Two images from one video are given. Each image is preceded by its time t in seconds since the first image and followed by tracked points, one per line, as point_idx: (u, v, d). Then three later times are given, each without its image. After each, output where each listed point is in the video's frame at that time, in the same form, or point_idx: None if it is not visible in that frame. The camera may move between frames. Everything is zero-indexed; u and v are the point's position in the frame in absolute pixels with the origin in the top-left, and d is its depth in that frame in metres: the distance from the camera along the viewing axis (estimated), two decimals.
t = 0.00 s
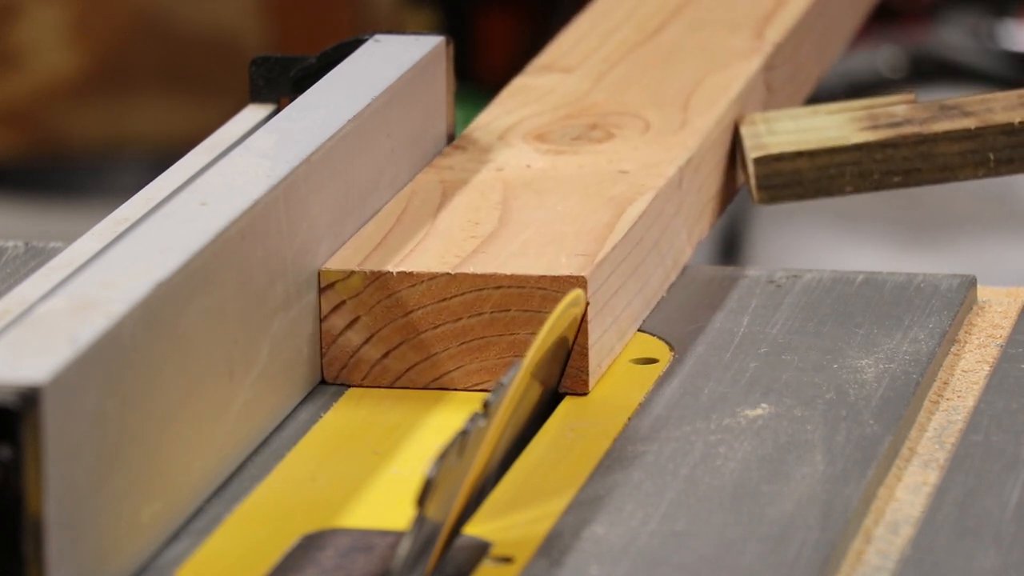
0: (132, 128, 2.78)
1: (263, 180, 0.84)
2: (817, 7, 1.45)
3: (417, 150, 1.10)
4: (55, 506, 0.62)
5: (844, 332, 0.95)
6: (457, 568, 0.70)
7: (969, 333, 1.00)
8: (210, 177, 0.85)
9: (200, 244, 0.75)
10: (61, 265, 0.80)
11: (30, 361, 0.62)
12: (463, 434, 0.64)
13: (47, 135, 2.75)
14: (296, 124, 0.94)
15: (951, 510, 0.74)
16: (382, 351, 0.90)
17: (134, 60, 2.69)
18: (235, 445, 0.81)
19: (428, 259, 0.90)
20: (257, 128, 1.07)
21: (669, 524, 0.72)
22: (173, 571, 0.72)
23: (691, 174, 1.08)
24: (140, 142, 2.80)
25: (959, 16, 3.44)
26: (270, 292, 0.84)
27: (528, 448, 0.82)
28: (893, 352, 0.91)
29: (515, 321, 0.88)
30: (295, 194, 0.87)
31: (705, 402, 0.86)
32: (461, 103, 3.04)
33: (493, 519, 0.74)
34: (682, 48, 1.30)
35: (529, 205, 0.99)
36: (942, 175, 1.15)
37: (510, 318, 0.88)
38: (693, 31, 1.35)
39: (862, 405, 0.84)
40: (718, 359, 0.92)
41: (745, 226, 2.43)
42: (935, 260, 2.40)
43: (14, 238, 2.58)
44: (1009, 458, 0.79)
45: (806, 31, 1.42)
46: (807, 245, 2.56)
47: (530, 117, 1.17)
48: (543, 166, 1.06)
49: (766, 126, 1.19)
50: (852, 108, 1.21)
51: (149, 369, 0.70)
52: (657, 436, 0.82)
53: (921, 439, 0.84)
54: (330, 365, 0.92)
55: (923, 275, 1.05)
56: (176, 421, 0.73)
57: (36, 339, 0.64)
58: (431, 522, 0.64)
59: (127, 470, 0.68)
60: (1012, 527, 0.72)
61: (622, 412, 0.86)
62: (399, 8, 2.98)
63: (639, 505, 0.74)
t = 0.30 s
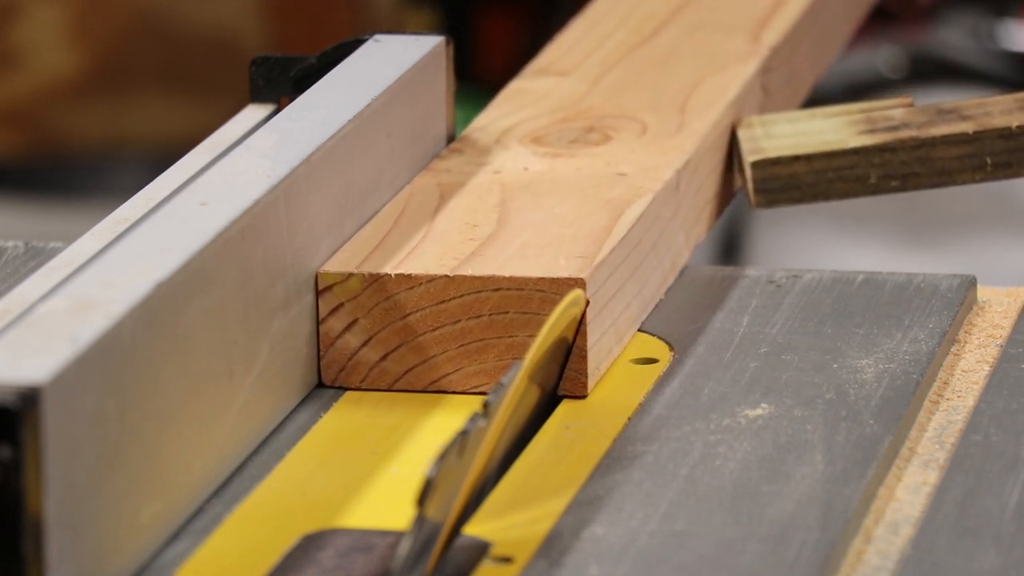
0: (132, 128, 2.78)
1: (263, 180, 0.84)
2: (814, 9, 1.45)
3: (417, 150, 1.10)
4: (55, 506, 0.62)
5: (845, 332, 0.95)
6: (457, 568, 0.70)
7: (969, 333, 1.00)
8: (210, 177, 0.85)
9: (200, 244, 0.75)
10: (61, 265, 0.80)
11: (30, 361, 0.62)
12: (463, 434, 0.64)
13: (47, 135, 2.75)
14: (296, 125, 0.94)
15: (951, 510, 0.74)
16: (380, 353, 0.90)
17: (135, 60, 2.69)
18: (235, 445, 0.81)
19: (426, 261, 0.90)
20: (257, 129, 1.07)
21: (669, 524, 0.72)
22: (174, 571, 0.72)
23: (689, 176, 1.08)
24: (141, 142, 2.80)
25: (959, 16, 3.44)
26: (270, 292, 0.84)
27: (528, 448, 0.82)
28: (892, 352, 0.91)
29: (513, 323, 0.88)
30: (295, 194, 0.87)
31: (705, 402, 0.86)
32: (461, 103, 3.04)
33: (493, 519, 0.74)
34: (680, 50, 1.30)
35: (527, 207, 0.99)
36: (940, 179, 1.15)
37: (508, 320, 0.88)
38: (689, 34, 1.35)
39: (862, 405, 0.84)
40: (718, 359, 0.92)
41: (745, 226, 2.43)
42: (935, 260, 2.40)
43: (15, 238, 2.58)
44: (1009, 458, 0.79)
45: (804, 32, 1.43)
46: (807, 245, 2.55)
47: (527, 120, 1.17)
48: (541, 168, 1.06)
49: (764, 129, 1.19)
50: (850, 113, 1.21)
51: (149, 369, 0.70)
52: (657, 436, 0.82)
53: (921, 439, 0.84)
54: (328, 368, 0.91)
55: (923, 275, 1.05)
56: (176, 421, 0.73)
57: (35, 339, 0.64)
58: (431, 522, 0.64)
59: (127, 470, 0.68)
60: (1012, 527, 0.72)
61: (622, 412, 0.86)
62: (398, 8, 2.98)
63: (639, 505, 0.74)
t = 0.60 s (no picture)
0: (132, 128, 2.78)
1: (263, 180, 0.84)
2: (812, 10, 1.45)
3: (417, 150, 1.10)
4: (56, 506, 0.62)
5: (845, 332, 0.95)
6: (457, 568, 0.70)
7: (969, 332, 1.00)
8: (210, 177, 0.85)
9: (200, 244, 0.75)
10: (61, 265, 0.80)
11: (30, 361, 0.62)
12: (462, 434, 0.64)
13: (47, 135, 2.75)
14: (296, 124, 0.94)
15: (951, 510, 0.74)
16: (377, 358, 0.89)
17: (134, 60, 2.69)
18: (235, 445, 0.81)
19: (422, 267, 0.89)
20: (257, 128, 1.07)
21: (669, 524, 0.72)
22: (174, 571, 0.72)
23: (688, 177, 1.08)
24: (141, 142, 2.80)
25: (959, 16, 3.44)
26: (271, 292, 0.84)
27: (528, 448, 0.82)
28: (893, 352, 0.91)
29: (510, 329, 0.87)
30: (295, 193, 0.87)
31: (705, 402, 0.86)
32: (461, 102, 3.04)
33: (493, 519, 0.74)
34: (678, 51, 1.30)
35: (524, 210, 0.98)
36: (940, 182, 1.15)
37: (505, 326, 0.87)
38: (686, 34, 1.35)
39: (862, 405, 0.84)
40: (718, 359, 0.92)
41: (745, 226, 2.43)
42: (934, 260, 2.40)
43: (15, 238, 2.58)
44: (1009, 458, 0.79)
45: (802, 33, 1.43)
46: (807, 245, 2.55)
47: (525, 121, 1.17)
48: (539, 170, 1.06)
49: (763, 131, 1.19)
50: (849, 113, 1.21)
51: (148, 368, 0.70)
52: (657, 436, 0.82)
53: (921, 439, 0.84)
54: (325, 373, 0.91)
55: (924, 275, 1.05)
56: (176, 421, 0.73)
57: (36, 339, 0.64)
58: (431, 522, 0.64)
59: (127, 470, 0.68)
60: (1012, 527, 0.72)
61: (622, 412, 0.86)
62: (397, 9, 2.98)
63: (640, 505, 0.74)
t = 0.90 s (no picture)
0: (132, 128, 2.79)
1: (263, 180, 0.84)
2: (811, 11, 1.45)
3: (417, 150, 1.10)
4: (56, 506, 0.62)
5: (845, 332, 0.95)
6: (457, 567, 0.70)
7: (969, 332, 1.00)
8: (209, 178, 0.85)
9: (200, 244, 0.75)
10: (61, 265, 0.80)
11: (29, 361, 0.62)
12: (463, 435, 0.64)
13: (47, 135, 2.75)
14: (296, 124, 0.94)
15: (951, 510, 0.74)
16: (372, 363, 0.89)
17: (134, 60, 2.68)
18: (235, 445, 0.81)
19: (419, 270, 0.89)
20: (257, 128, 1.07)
21: (669, 524, 0.72)
22: (174, 571, 0.72)
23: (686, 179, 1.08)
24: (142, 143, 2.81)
25: (959, 16, 3.44)
26: (270, 292, 0.84)
27: (528, 448, 0.82)
28: (892, 352, 0.91)
29: (506, 333, 0.87)
30: (295, 193, 0.87)
31: (705, 402, 0.86)
32: (461, 103, 3.04)
33: (493, 519, 0.74)
34: (676, 54, 1.30)
35: (521, 215, 0.98)
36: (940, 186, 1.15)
37: (501, 330, 0.87)
38: (684, 37, 1.35)
39: (862, 405, 0.84)
40: (718, 359, 0.92)
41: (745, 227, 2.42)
42: (934, 260, 2.40)
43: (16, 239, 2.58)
44: (1009, 458, 0.79)
45: (801, 35, 1.43)
46: (807, 245, 2.55)
47: (523, 124, 1.17)
48: (537, 172, 1.06)
49: (762, 134, 1.19)
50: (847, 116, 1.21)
51: (148, 368, 0.70)
52: (657, 436, 0.82)
53: (921, 439, 0.84)
54: (320, 377, 0.90)
55: (923, 275, 1.05)
56: (176, 421, 0.73)
57: (35, 339, 0.64)
58: (431, 522, 0.64)
59: (127, 470, 0.68)
60: (1012, 527, 0.72)
61: (621, 413, 0.86)
62: (396, 9, 2.98)
63: (639, 505, 0.74)
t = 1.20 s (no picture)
0: (133, 128, 2.79)
1: (263, 180, 0.84)
2: (809, 14, 1.45)
3: (417, 150, 1.10)
4: (56, 507, 0.62)
5: (845, 332, 0.95)
6: (457, 568, 0.70)
7: (969, 333, 1.00)
8: (208, 178, 0.85)
9: (200, 244, 0.75)
10: (61, 265, 0.80)
11: (30, 361, 0.62)
12: (463, 434, 0.64)
13: (48, 134, 2.75)
14: (296, 125, 0.94)
15: (951, 510, 0.74)
16: (368, 367, 0.89)
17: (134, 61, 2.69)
18: (236, 444, 0.81)
19: (415, 274, 0.88)
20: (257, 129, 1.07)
21: (668, 524, 0.72)
22: (174, 570, 0.72)
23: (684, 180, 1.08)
24: (144, 141, 2.80)
25: (958, 16, 3.44)
26: (270, 292, 0.84)
27: (529, 449, 0.82)
28: (892, 352, 0.91)
29: (503, 338, 0.86)
30: (295, 194, 0.87)
31: (705, 402, 0.86)
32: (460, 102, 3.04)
33: (493, 519, 0.74)
34: (674, 57, 1.30)
35: (519, 218, 0.98)
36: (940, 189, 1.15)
37: (498, 334, 0.86)
38: (681, 41, 1.35)
39: (861, 405, 0.84)
40: (718, 360, 0.92)
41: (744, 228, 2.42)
42: (934, 260, 2.40)
43: (16, 238, 2.58)
44: (1009, 458, 0.79)
45: (798, 38, 1.43)
46: (807, 246, 2.55)
47: (520, 127, 1.17)
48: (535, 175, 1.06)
49: (760, 138, 1.19)
50: (844, 120, 1.21)
51: (148, 369, 0.70)
52: (657, 437, 0.82)
53: (921, 439, 0.84)
54: (317, 382, 0.90)
55: (923, 274, 1.05)
56: (176, 421, 0.73)
57: (36, 339, 0.64)
58: (430, 522, 0.64)
59: (127, 469, 0.68)
60: (1012, 527, 0.72)
61: (622, 412, 0.86)
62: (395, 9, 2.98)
63: (639, 505, 0.74)
